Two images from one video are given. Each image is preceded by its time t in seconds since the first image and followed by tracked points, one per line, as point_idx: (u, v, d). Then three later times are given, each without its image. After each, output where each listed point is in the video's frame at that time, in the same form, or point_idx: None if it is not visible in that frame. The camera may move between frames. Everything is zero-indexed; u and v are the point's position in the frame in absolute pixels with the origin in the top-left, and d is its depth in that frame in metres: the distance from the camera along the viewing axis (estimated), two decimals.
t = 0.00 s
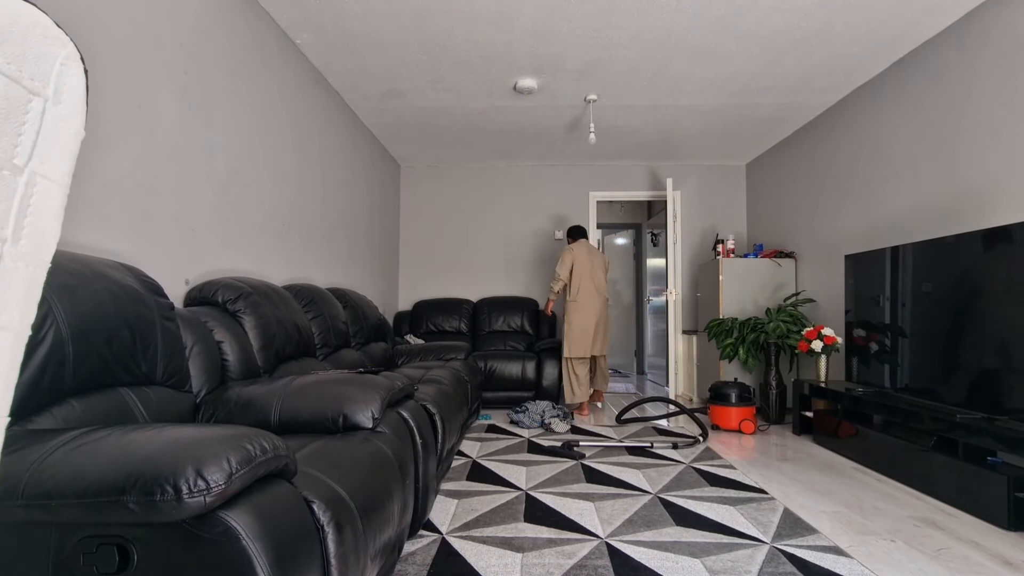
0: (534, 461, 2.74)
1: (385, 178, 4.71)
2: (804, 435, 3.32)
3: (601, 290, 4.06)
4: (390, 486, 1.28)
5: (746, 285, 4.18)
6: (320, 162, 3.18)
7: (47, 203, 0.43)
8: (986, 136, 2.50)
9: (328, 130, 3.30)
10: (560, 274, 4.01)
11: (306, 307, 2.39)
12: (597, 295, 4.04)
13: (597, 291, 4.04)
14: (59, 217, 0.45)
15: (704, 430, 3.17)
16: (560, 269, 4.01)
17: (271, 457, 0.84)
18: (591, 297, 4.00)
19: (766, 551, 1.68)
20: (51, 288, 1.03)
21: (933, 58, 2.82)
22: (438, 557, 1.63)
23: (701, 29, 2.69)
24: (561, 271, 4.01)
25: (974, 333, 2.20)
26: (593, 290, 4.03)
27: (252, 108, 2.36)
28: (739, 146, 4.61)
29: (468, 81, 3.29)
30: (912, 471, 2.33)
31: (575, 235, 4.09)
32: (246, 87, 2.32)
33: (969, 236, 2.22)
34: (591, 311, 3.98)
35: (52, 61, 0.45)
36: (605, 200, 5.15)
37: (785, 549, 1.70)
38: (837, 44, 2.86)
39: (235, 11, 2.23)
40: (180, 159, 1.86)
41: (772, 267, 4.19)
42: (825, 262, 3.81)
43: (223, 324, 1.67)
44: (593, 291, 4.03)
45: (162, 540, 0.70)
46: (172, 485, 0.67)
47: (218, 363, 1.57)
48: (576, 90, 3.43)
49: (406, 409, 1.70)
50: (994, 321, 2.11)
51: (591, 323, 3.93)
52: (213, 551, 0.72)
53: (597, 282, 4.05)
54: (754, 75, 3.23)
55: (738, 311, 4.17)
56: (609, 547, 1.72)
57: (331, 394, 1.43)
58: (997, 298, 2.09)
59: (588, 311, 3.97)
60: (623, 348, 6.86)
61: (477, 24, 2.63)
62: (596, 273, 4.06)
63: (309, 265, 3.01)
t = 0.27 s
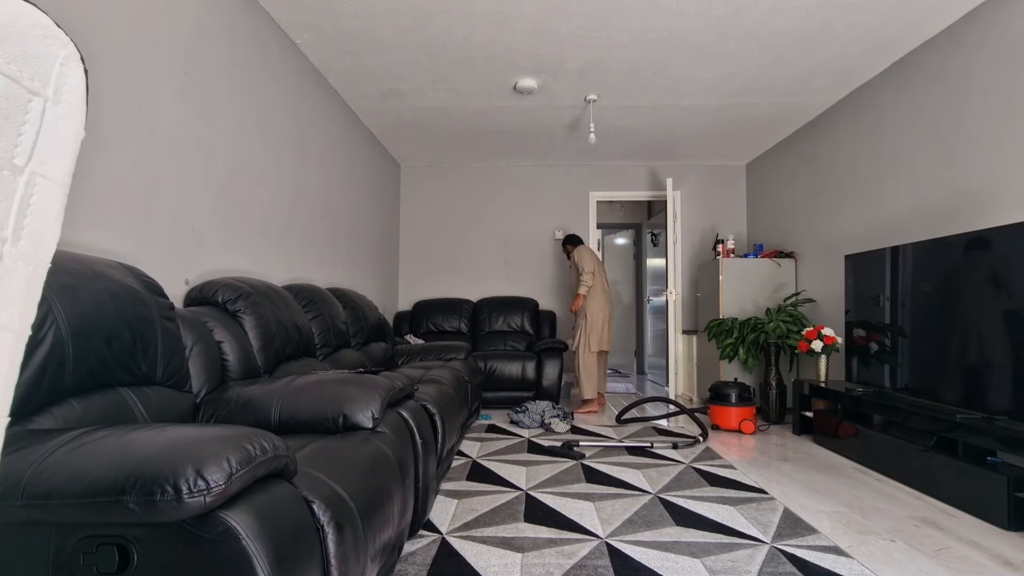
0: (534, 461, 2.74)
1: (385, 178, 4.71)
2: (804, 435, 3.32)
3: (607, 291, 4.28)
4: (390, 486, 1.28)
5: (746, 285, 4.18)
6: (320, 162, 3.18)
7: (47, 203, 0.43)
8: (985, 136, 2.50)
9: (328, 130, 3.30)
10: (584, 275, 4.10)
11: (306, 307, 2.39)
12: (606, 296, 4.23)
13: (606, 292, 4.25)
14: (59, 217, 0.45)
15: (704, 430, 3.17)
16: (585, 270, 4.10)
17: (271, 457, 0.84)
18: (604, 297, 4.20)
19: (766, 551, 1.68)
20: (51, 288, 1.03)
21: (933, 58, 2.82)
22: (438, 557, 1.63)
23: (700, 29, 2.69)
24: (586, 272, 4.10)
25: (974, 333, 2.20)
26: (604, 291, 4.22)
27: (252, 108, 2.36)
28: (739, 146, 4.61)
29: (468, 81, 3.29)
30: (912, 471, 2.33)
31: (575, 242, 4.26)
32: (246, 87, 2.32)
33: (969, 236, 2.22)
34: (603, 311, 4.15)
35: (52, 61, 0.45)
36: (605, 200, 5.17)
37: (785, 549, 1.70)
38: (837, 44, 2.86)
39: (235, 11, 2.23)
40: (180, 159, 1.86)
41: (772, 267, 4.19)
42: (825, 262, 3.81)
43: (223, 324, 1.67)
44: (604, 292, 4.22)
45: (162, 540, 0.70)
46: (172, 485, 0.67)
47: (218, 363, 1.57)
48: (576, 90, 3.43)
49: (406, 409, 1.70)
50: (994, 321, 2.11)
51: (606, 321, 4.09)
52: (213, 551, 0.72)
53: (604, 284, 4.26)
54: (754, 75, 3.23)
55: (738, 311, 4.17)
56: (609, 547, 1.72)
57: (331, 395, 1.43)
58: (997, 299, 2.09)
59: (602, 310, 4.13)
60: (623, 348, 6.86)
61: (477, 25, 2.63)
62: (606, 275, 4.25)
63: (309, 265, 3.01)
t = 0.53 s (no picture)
0: (534, 461, 2.74)
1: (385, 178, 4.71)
2: (804, 435, 3.32)
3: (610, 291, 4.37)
4: (390, 486, 1.28)
5: (746, 285, 4.18)
6: (320, 162, 3.18)
7: (47, 203, 0.43)
8: (985, 136, 2.50)
9: (328, 130, 3.31)
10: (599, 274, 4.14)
11: (306, 307, 2.39)
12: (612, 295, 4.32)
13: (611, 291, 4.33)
14: (59, 216, 0.45)
15: (704, 430, 3.17)
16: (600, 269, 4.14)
17: (271, 457, 0.84)
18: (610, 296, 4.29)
19: (766, 551, 1.68)
20: (51, 289, 1.03)
21: (933, 58, 2.82)
22: (438, 557, 1.63)
23: (700, 29, 2.69)
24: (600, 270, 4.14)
25: (974, 333, 2.20)
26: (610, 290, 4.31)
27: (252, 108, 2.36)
28: (739, 146, 4.61)
29: (468, 81, 3.29)
30: (913, 471, 2.33)
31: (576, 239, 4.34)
32: (246, 87, 2.32)
33: (970, 236, 2.22)
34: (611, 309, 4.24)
35: (52, 61, 0.45)
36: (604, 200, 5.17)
37: (785, 549, 1.70)
38: (837, 44, 2.86)
39: (235, 11, 2.23)
40: (180, 159, 1.86)
41: (772, 267, 4.19)
42: (824, 262, 3.81)
43: (223, 324, 1.67)
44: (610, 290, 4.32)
45: (163, 540, 0.70)
46: (172, 485, 0.67)
47: (218, 363, 1.57)
48: (576, 90, 3.43)
49: (406, 409, 1.70)
50: (994, 321, 2.11)
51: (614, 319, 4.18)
52: (213, 551, 0.72)
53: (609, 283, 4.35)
54: (754, 75, 3.22)
55: (738, 311, 4.17)
56: (609, 547, 1.72)
57: (331, 395, 1.43)
58: (998, 299, 2.09)
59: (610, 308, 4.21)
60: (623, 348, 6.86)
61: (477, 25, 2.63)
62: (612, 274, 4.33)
63: (309, 265, 3.01)
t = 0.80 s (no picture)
0: (534, 461, 2.74)
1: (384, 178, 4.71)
2: (804, 435, 3.32)
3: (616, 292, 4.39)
4: (390, 486, 1.28)
5: (746, 285, 4.18)
6: (320, 162, 3.18)
7: (47, 203, 0.43)
8: (986, 136, 2.50)
9: (328, 130, 3.31)
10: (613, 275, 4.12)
11: (306, 307, 2.39)
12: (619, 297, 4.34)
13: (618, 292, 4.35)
14: (59, 217, 0.45)
15: (704, 430, 3.17)
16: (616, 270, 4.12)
17: (271, 457, 0.84)
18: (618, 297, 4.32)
19: (766, 551, 1.68)
20: (52, 289, 1.03)
21: (933, 58, 2.82)
22: (438, 557, 1.63)
23: (700, 29, 2.69)
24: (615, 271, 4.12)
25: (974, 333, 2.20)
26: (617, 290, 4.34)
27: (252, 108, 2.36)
28: (739, 146, 4.61)
29: (468, 81, 3.29)
30: (913, 471, 2.33)
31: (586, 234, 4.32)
32: (246, 86, 2.32)
33: (970, 236, 2.22)
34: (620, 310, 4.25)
35: (52, 61, 0.45)
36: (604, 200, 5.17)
37: (785, 549, 1.70)
38: (837, 44, 2.86)
39: (235, 11, 2.23)
40: (180, 159, 1.86)
41: (772, 267, 4.19)
42: (824, 262, 3.81)
43: (223, 324, 1.67)
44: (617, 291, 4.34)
45: (163, 540, 0.70)
46: (172, 485, 0.67)
47: (218, 363, 1.57)
48: (576, 90, 3.43)
49: (406, 409, 1.70)
50: (994, 321, 2.11)
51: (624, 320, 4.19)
52: (213, 550, 0.72)
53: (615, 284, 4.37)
54: (754, 75, 3.22)
55: (738, 311, 4.17)
56: (609, 547, 1.72)
57: (331, 395, 1.43)
58: (997, 299, 2.09)
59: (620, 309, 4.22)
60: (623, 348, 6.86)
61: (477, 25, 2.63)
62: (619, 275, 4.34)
63: (309, 265, 3.01)
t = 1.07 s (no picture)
0: (535, 461, 2.74)
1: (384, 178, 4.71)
2: (804, 435, 3.32)
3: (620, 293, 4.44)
4: (390, 486, 1.28)
5: (746, 285, 4.18)
6: (320, 162, 3.18)
7: (47, 203, 0.43)
8: (986, 136, 2.50)
9: (328, 130, 3.30)
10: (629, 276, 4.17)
11: (306, 307, 2.39)
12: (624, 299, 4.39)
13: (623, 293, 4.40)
14: (59, 217, 0.45)
15: (704, 430, 3.17)
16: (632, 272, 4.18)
17: (272, 457, 0.84)
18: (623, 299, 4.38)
19: (766, 551, 1.68)
20: (51, 288, 1.03)
21: (933, 58, 2.82)
22: (438, 557, 1.63)
23: (700, 29, 2.69)
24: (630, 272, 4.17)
25: (975, 333, 2.20)
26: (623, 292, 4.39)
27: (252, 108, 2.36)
28: (739, 146, 4.61)
29: (468, 81, 3.29)
30: (913, 471, 2.33)
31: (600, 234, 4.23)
32: (246, 86, 2.32)
33: (970, 236, 2.22)
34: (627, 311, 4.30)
35: (52, 61, 0.45)
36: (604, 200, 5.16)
37: (785, 549, 1.70)
38: (837, 44, 2.85)
39: (235, 11, 2.23)
40: (181, 159, 1.86)
41: (772, 267, 4.19)
42: (824, 262, 3.81)
43: (223, 324, 1.67)
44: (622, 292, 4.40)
45: (163, 540, 0.70)
46: (172, 485, 0.67)
47: (218, 363, 1.57)
48: (576, 90, 3.43)
49: (406, 409, 1.70)
50: (995, 321, 2.11)
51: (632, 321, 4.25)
52: (213, 550, 0.72)
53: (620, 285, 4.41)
54: (754, 75, 3.22)
55: (738, 311, 4.17)
56: (609, 547, 1.72)
57: (331, 394, 1.43)
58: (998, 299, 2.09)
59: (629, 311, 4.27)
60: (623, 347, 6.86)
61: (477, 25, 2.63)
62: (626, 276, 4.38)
63: (309, 264, 3.01)
